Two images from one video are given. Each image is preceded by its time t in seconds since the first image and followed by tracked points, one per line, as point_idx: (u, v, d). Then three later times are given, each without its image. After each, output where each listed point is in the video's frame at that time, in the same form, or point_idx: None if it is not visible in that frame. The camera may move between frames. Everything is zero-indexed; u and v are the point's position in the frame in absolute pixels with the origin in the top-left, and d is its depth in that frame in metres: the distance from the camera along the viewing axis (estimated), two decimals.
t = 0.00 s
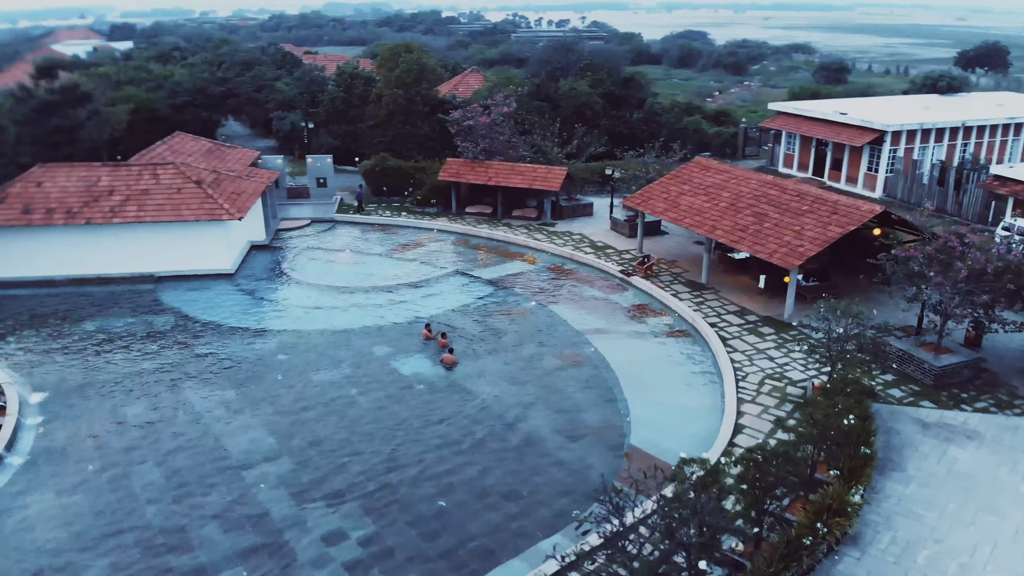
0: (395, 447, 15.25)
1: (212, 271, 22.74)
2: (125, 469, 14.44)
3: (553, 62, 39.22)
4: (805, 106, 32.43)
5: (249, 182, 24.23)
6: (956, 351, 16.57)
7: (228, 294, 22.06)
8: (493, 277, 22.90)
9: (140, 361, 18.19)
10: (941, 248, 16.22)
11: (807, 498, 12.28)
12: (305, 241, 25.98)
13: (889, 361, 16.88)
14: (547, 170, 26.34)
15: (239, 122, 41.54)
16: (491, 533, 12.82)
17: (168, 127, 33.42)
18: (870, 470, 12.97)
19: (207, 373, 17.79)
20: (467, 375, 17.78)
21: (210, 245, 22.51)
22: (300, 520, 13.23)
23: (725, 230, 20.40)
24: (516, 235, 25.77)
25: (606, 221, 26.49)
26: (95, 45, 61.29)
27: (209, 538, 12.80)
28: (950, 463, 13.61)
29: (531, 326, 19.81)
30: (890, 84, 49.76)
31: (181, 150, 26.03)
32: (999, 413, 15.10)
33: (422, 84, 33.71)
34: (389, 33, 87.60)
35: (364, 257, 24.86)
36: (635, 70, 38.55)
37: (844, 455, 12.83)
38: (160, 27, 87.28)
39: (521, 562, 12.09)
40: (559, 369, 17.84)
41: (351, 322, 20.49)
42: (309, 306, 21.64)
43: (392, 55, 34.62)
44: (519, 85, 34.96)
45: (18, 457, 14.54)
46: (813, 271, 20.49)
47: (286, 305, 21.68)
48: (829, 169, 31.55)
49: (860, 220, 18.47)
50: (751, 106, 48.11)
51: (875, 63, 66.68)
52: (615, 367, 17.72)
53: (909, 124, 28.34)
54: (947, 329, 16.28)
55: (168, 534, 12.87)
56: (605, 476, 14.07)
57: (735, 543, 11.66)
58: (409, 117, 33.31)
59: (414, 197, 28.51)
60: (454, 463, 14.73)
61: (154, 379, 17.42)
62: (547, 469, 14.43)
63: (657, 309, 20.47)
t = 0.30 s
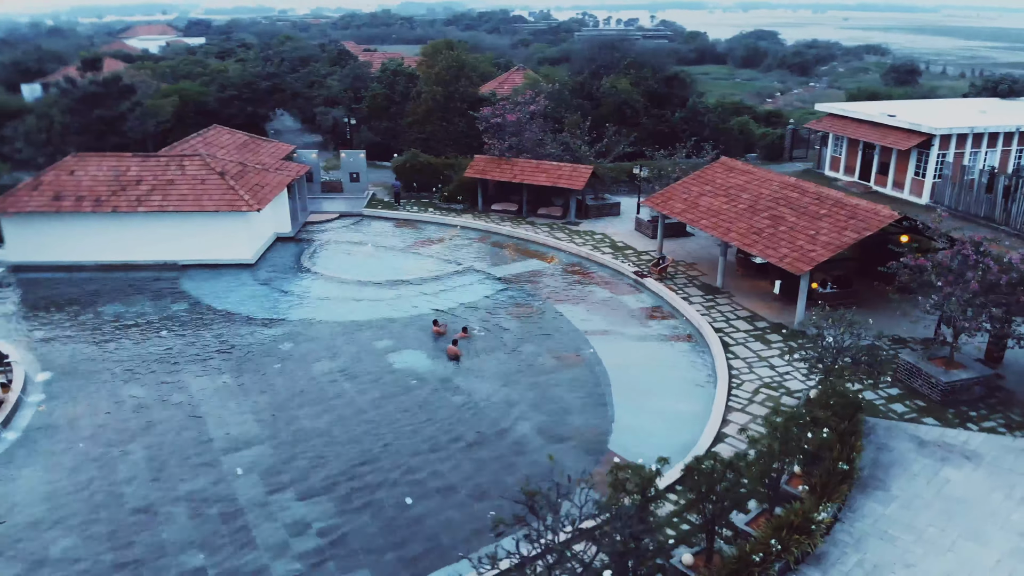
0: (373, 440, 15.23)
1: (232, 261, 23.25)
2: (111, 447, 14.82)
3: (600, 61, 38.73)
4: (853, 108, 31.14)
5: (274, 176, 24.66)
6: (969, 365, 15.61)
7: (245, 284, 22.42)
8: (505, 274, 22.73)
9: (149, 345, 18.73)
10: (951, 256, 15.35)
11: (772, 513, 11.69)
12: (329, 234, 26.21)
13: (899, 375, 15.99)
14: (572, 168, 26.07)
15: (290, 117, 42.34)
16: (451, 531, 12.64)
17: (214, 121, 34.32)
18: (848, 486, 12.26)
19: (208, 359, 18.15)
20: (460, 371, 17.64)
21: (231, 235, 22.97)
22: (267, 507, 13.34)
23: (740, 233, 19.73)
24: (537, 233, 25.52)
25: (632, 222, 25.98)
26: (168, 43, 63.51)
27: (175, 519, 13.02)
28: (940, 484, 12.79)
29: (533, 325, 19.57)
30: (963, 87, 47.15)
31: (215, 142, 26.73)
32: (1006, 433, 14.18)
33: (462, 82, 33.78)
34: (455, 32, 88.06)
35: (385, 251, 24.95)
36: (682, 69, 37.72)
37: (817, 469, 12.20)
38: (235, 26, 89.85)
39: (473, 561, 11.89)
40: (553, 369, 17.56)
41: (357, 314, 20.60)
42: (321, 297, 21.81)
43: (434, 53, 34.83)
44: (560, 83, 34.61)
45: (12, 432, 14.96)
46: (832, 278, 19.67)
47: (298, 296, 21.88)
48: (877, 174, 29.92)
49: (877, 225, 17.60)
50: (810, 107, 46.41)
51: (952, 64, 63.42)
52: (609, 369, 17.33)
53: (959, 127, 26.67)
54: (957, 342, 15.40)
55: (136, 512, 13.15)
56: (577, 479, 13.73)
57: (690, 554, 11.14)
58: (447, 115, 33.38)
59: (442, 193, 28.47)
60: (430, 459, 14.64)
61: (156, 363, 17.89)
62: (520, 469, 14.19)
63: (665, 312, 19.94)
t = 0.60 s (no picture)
0: (364, 432, 15.37)
1: (265, 252, 23.81)
2: (114, 425, 15.41)
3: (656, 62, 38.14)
4: (914, 113, 29.67)
5: (311, 171, 25.20)
6: (988, 387, 14.75)
7: (275, 274, 22.96)
8: (528, 273, 22.60)
9: (171, 331, 19.40)
10: (968, 268, 14.57)
11: (738, 529, 11.24)
12: (364, 228, 26.59)
13: (914, 393, 15.23)
14: (608, 168, 25.74)
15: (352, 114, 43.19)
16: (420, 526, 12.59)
17: (272, 117, 35.32)
18: (825, 506, 11.69)
19: (224, 346, 18.69)
20: (463, 369, 17.63)
21: (265, 227, 23.60)
22: (248, 492, 13.63)
23: (762, 238, 19.07)
24: (568, 233, 25.28)
25: (666, 225, 25.48)
26: (250, 42, 65.61)
27: (159, 498, 13.44)
28: (932, 511, 12.06)
29: (544, 326, 19.40)
30: None
31: (261, 136, 27.51)
32: (1020, 460, 13.28)
33: (512, 82, 33.84)
34: (532, 32, 87.94)
35: (415, 246, 25.16)
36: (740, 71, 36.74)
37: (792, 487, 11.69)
38: (318, 26, 92.09)
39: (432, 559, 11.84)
40: (556, 370, 17.36)
41: (375, 307, 20.85)
42: (345, 289, 22.16)
43: (486, 52, 34.96)
44: (611, 83, 34.23)
45: (25, 407, 15.72)
46: (861, 289, 18.83)
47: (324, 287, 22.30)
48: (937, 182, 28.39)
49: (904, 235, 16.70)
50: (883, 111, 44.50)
51: None
52: (612, 373, 17.02)
53: None
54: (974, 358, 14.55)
55: (125, 489, 13.64)
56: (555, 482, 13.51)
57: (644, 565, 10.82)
58: (495, 114, 33.47)
59: (480, 191, 28.54)
60: (415, 453, 14.66)
61: (175, 348, 18.52)
62: (501, 468, 14.05)
63: (682, 318, 19.46)
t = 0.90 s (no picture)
0: (349, 425, 15.45)
1: (290, 246, 24.21)
2: (113, 407, 15.93)
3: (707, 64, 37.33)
4: (970, 120, 28.02)
5: (340, 167, 25.59)
6: (997, 409, 13.83)
7: (297, 266, 23.36)
8: (544, 274, 22.40)
9: (186, 319, 19.99)
10: (975, 284, 13.75)
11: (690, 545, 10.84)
12: (393, 224, 26.82)
13: (918, 413, 14.39)
14: (637, 171, 25.28)
15: (405, 113, 43.71)
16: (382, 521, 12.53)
17: (320, 113, 36.04)
18: (787, 527, 11.16)
19: (233, 336, 19.12)
20: (459, 367, 17.55)
21: (290, 222, 24.07)
22: (224, 478, 13.87)
23: (777, 246, 18.39)
24: (592, 236, 24.95)
25: (695, 230, 24.88)
26: (319, 41, 67.25)
27: (140, 479, 13.81)
28: (910, 538, 11.36)
29: (549, 328, 19.17)
30: None
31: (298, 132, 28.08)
32: (1018, 490, 12.45)
33: (556, 83, 34.02)
34: (601, 32, 87.10)
35: (439, 243, 25.23)
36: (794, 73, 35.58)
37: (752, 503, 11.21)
38: (390, 25, 93.41)
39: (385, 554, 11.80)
40: (552, 373, 17.12)
41: (386, 303, 20.99)
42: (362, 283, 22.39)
43: (531, 52, 34.87)
44: (655, 84, 33.65)
45: (32, 386, 16.38)
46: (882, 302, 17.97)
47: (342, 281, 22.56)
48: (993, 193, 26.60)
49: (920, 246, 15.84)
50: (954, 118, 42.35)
51: None
52: (606, 378, 16.68)
53: None
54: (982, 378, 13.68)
55: (109, 468, 14.06)
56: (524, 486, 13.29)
57: None
58: (537, 114, 33.41)
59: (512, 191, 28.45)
60: (393, 448, 14.64)
61: (186, 336, 19.05)
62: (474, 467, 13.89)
63: (690, 325, 18.93)
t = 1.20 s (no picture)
0: (336, 415, 15.50)
1: (317, 241, 24.56)
2: (117, 389, 16.46)
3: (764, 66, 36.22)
4: None
5: (372, 164, 25.87)
6: (1001, 436, 12.89)
7: (321, 259, 23.66)
8: (562, 276, 22.11)
9: (205, 308, 20.55)
10: (980, 301, 12.84)
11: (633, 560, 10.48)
12: (422, 221, 26.90)
13: (917, 436, 13.57)
14: (670, 173, 24.72)
15: (460, 112, 43.97)
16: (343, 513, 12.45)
17: (371, 111, 36.58)
18: (741, 548, 10.64)
19: (246, 325, 19.53)
20: (458, 364, 17.42)
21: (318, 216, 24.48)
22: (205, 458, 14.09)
23: (792, 254, 17.63)
24: (619, 239, 24.50)
25: (726, 236, 24.15)
26: (390, 42, 68.48)
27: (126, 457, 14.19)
28: (880, 565, 10.62)
29: (555, 330, 18.90)
30: None
31: (338, 128, 28.50)
32: (1011, 524, 11.57)
33: (603, 82, 33.68)
34: (676, 32, 85.76)
35: (464, 242, 25.17)
36: (853, 76, 34.16)
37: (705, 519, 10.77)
38: (465, 25, 93.91)
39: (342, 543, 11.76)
40: (548, 376, 16.86)
41: (400, 297, 21.05)
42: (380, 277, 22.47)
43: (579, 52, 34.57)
44: (704, 86, 32.86)
45: (45, 366, 17.10)
46: (903, 317, 16.99)
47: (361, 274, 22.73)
48: None
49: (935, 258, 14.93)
50: None
51: None
52: (601, 384, 16.32)
53: None
54: (983, 402, 12.75)
55: (98, 447, 14.49)
56: (493, 486, 13.05)
57: None
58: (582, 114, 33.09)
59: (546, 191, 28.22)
60: (374, 439, 14.59)
61: (202, 324, 19.56)
62: (448, 464, 13.73)
63: (700, 332, 18.36)
